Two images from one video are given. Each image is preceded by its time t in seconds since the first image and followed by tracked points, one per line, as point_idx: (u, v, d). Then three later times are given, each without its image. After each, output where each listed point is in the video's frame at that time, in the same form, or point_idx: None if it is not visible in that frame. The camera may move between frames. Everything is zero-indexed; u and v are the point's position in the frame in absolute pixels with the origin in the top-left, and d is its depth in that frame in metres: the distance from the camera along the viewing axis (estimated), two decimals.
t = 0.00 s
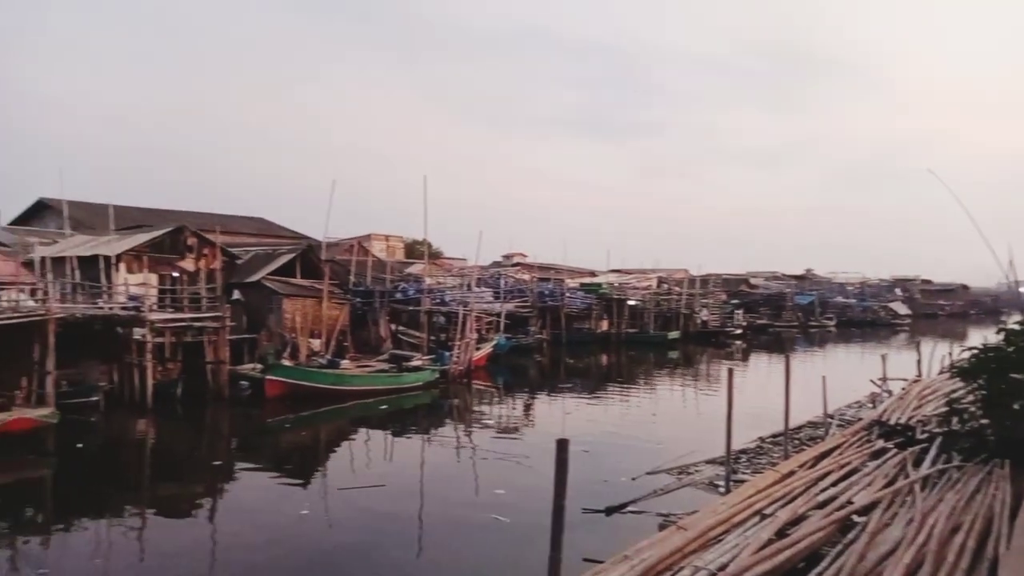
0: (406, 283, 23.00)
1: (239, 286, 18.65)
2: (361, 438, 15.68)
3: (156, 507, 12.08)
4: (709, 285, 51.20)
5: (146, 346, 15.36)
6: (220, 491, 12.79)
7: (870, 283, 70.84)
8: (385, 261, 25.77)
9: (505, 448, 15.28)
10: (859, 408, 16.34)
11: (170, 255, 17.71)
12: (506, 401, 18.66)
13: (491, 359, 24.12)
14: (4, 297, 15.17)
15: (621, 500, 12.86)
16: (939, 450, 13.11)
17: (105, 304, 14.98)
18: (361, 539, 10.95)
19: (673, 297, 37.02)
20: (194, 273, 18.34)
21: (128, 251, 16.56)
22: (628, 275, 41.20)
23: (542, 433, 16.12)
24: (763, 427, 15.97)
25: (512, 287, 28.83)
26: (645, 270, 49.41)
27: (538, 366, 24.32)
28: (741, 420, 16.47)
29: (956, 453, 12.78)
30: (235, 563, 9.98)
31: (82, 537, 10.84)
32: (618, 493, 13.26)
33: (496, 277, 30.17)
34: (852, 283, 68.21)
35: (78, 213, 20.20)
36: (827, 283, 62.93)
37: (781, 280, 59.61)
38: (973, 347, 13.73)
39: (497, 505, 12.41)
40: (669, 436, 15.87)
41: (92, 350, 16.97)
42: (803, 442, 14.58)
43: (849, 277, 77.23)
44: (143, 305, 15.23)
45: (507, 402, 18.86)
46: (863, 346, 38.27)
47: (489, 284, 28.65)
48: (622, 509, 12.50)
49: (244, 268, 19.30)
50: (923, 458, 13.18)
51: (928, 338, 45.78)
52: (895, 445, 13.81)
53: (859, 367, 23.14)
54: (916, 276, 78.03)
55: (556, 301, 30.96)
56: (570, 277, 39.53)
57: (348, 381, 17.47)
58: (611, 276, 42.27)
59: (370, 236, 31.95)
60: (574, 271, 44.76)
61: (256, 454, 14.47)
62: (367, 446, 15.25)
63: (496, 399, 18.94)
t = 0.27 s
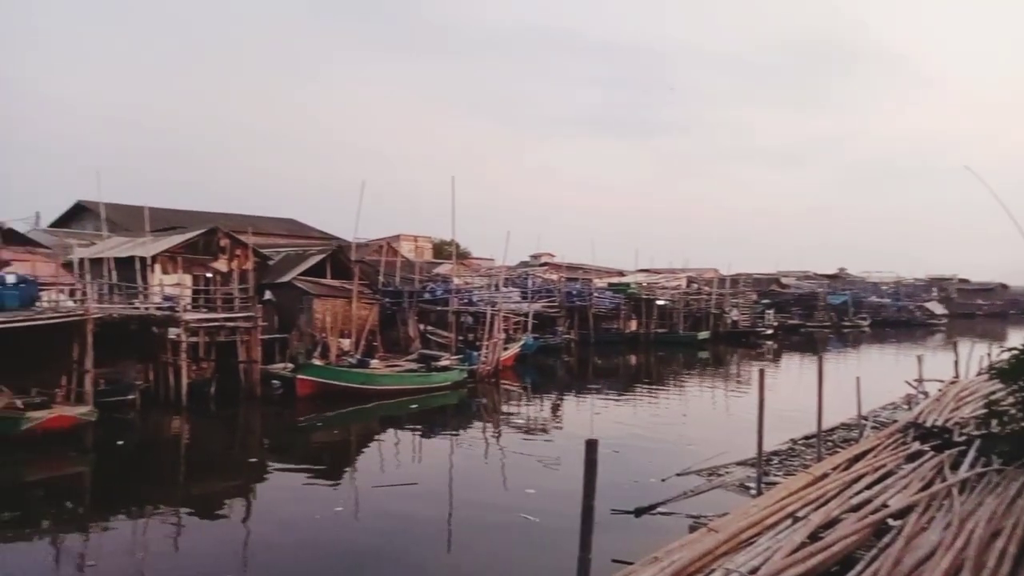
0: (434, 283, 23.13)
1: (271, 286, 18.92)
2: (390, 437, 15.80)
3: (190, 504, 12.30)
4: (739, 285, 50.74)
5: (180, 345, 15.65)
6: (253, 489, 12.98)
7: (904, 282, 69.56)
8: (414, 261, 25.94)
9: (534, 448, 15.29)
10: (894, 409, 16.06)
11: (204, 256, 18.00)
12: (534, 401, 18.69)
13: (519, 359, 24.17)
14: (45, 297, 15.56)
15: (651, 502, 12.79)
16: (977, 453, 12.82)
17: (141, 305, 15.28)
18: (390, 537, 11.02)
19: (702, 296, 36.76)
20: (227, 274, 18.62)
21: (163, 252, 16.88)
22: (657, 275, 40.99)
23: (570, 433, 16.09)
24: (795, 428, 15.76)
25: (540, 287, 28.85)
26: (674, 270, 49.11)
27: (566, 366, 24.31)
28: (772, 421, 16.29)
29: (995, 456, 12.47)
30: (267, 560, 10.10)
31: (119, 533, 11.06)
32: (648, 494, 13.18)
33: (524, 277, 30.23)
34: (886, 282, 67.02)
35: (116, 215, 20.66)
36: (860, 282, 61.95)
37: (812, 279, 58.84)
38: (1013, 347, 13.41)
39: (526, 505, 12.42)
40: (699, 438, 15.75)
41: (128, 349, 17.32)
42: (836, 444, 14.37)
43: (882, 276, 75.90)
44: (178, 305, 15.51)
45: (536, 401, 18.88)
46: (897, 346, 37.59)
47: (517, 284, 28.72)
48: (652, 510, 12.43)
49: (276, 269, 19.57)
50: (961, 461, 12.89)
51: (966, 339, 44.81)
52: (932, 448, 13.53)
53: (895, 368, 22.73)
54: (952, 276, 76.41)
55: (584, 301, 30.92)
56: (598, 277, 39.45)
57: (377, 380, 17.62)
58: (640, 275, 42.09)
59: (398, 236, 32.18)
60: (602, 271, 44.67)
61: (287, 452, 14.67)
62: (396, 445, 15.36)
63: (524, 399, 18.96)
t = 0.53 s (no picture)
0: (463, 283, 23.21)
1: (303, 286, 19.16)
2: (420, 436, 15.90)
3: (224, 501, 12.51)
4: (771, 285, 50.13)
5: (214, 344, 15.92)
6: (285, 486, 13.15)
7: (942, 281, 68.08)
8: (443, 261, 26.05)
9: (563, 448, 15.27)
10: (931, 411, 15.74)
11: (237, 256, 18.28)
12: (563, 401, 18.67)
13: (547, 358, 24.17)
14: (84, 297, 15.94)
15: (682, 503, 12.69)
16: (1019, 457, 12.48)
17: (177, 304, 15.57)
18: (419, 536, 11.08)
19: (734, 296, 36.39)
20: (260, 273, 18.87)
21: (198, 253, 17.18)
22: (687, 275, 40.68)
23: (599, 434, 16.05)
24: (829, 431, 15.50)
25: (569, 287, 28.81)
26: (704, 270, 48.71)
27: (595, 366, 24.24)
28: (806, 422, 16.07)
29: None
30: (298, 557, 10.22)
31: (155, 528, 11.30)
32: (678, 495, 13.09)
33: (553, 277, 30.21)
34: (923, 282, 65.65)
35: (152, 216, 21.10)
36: (896, 281, 60.78)
37: (846, 278, 57.90)
38: None
39: (555, 504, 12.41)
40: (730, 439, 15.60)
41: (164, 348, 17.68)
42: (871, 447, 14.13)
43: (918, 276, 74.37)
44: (212, 305, 15.76)
45: (564, 401, 18.86)
46: (935, 347, 36.80)
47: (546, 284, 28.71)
48: (682, 511, 12.33)
49: (307, 269, 19.81)
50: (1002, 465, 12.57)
51: (1006, 340, 43.71)
52: (971, 451, 13.21)
53: (933, 370, 22.27)
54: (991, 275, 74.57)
55: (614, 300, 30.81)
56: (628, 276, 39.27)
57: (407, 379, 17.73)
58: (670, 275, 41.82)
59: (427, 236, 32.34)
60: (632, 271, 44.46)
61: (319, 450, 14.84)
62: (426, 444, 15.45)
63: (552, 399, 18.94)
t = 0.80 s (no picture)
0: (491, 285, 23.28)
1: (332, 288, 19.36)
2: (447, 437, 15.97)
3: (255, 499, 12.68)
4: (801, 287, 49.58)
5: (246, 345, 16.14)
6: (315, 485, 13.31)
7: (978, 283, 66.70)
8: (470, 263, 26.15)
9: (590, 451, 15.21)
10: (968, 417, 15.43)
11: (269, 258, 18.54)
12: (591, 403, 18.63)
13: (575, 360, 24.15)
14: (120, 298, 16.30)
15: (711, 508, 12.57)
16: None
17: (210, 305, 15.84)
18: (447, 537, 11.12)
19: (764, 299, 36.08)
20: (291, 275, 19.11)
21: (230, 255, 17.46)
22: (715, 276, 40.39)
23: (627, 437, 15.97)
24: (862, 435, 15.26)
25: (597, 289, 28.77)
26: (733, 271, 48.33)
27: (623, 368, 24.18)
28: (838, 426, 15.85)
29: None
30: (328, 556, 10.30)
31: (189, 525, 11.51)
32: (708, 499, 12.97)
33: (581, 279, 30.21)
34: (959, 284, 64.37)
35: (186, 219, 21.48)
36: (931, 283, 59.68)
37: (879, 281, 57.03)
38: None
39: (583, 507, 12.38)
40: (760, 443, 15.44)
41: (196, 348, 17.97)
42: (906, 452, 13.89)
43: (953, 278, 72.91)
44: (244, 306, 16.01)
45: (592, 403, 18.82)
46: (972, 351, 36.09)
47: (573, 285, 28.71)
48: (712, 516, 12.22)
49: (337, 270, 20.02)
50: None
51: None
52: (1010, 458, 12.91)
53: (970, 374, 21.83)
54: None
55: (641, 302, 30.70)
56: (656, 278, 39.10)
57: (435, 380, 17.83)
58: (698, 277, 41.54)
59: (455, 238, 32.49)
60: (659, 272, 44.26)
61: (348, 451, 14.98)
62: (453, 445, 15.50)
63: (580, 401, 18.91)
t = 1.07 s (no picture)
0: (518, 284, 23.32)
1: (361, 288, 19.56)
2: (475, 436, 16.03)
3: (285, 497, 12.84)
4: (832, 286, 48.91)
5: (276, 344, 16.37)
6: (344, 482, 13.45)
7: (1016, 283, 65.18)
8: (497, 262, 26.21)
9: (618, 451, 15.17)
10: (1007, 420, 15.09)
11: (299, 258, 18.77)
12: (618, 403, 18.58)
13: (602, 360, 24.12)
14: (155, 298, 16.63)
15: (741, 510, 12.45)
16: None
17: (241, 305, 16.09)
18: (474, 536, 11.16)
19: (794, 299, 35.65)
20: (320, 275, 19.33)
21: (261, 255, 17.72)
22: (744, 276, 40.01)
23: (655, 437, 15.90)
24: (897, 438, 15.01)
25: (625, 289, 28.71)
26: (763, 271, 47.83)
27: (650, 368, 24.09)
28: (871, 428, 15.61)
29: None
30: (358, 553, 10.41)
31: (221, 521, 11.70)
32: (737, 501, 12.85)
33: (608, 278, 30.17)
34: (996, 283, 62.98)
35: (218, 219, 21.85)
36: (967, 283, 58.44)
37: (913, 280, 56.05)
38: None
39: (611, 507, 12.35)
40: (791, 445, 15.27)
41: (228, 347, 18.26)
42: (941, 455, 13.63)
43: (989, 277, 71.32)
44: (275, 305, 16.23)
45: (619, 403, 18.78)
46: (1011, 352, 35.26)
47: (601, 285, 28.69)
48: (742, 518, 12.10)
49: (366, 270, 20.22)
50: None
51: None
52: None
53: (1009, 376, 21.34)
54: None
55: (669, 302, 30.55)
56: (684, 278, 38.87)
57: (462, 380, 17.91)
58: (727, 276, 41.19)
59: (482, 238, 32.58)
60: (687, 272, 43.98)
61: (376, 449, 15.11)
62: (480, 444, 15.56)
63: (607, 401, 18.85)
